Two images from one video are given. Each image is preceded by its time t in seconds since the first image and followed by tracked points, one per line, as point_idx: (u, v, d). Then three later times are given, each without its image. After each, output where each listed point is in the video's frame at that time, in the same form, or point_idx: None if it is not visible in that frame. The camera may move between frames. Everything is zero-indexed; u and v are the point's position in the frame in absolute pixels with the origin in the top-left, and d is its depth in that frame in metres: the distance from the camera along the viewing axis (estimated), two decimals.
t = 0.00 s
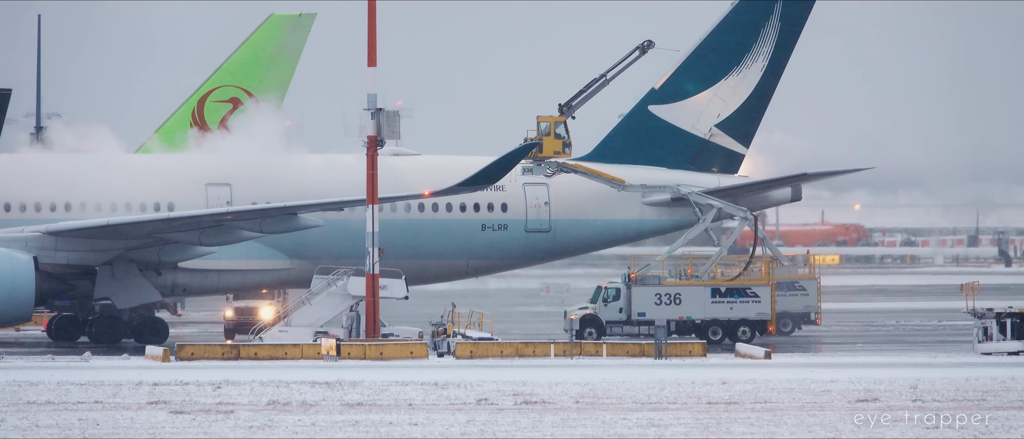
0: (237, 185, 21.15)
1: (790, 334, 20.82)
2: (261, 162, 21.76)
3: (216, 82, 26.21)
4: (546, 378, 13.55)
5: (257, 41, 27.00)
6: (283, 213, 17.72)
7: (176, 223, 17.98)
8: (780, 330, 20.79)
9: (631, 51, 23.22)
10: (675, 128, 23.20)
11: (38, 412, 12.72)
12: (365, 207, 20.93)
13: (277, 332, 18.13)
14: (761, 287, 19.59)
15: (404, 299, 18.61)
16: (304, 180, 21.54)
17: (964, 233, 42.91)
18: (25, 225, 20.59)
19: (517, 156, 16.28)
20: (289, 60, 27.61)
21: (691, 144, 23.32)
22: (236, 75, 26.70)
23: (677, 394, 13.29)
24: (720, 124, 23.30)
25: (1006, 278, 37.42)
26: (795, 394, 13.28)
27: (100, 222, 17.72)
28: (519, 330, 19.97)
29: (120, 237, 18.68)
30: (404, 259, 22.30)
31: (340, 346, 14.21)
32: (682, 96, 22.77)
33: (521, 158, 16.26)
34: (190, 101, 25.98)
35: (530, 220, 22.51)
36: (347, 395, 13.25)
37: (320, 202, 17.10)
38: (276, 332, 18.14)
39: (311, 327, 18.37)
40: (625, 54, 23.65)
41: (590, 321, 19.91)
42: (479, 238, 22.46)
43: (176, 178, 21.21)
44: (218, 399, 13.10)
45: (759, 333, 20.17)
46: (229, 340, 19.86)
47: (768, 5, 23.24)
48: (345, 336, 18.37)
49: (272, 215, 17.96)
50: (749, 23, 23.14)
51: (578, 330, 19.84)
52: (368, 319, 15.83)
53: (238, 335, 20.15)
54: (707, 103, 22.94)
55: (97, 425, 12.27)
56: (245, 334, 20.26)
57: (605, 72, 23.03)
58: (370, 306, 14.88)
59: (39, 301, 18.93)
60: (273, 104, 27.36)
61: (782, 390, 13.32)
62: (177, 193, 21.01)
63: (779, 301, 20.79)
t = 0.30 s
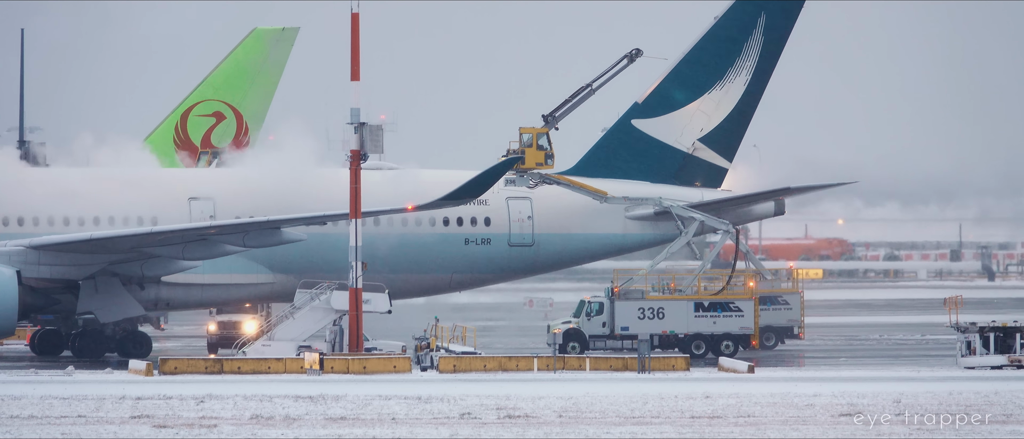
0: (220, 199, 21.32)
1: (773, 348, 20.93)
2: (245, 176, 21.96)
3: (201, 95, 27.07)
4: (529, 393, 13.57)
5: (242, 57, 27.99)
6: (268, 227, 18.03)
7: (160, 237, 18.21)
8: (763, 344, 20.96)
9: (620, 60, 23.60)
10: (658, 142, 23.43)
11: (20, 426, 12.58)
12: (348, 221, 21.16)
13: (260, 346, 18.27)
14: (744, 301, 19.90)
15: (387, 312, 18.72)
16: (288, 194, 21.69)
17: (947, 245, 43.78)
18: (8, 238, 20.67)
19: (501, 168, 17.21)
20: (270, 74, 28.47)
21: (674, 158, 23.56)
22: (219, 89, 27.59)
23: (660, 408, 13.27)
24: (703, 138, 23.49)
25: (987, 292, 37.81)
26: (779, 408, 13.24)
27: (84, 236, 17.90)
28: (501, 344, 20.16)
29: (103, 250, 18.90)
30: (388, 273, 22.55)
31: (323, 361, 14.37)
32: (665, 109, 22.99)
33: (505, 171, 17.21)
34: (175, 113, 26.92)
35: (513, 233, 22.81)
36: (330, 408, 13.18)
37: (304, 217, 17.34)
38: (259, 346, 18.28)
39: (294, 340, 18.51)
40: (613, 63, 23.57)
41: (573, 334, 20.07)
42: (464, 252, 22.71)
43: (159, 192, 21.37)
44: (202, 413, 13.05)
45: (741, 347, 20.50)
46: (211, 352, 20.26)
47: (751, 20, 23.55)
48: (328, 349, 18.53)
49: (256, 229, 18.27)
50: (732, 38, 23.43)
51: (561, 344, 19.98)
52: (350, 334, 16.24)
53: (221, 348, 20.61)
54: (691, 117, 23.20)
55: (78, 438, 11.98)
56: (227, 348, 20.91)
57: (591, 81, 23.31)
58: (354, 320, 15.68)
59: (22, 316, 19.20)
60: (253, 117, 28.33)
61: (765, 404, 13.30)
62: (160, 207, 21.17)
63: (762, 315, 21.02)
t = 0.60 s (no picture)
0: (205, 209, 21.98)
1: (758, 360, 21.49)
2: (231, 186, 22.63)
3: (186, 106, 27.28)
4: (515, 404, 13.61)
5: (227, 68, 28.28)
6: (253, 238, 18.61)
7: (145, 248, 18.79)
8: (750, 355, 21.36)
9: (604, 66, 23.45)
10: (643, 153, 24.09)
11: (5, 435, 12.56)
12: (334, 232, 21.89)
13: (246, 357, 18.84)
14: (729, 312, 20.52)
15: (374, 323, 19.75)
16: (275, 205, 22.38)
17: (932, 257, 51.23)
18: None
19: (484, 180, 18.10)
20: (256, 85, 28.88)
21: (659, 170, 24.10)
22: (206, 99, 27.94)
23: (646, 418, 13.28)
24: (689, 149, 24.10)
25: (981, 304, 38.41)
26: (764, 419, 13.24)
27: (70, 247, 18.46)
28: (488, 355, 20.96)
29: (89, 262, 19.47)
30: (377, 284, 23.21)
31: (308, 372, 14.81)
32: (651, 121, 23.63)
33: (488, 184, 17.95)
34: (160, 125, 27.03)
35: (499, 245, 23.33)
36: (316, 419, 13.16)
37: (290, 227, 18.06)
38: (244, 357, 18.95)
39: (279, 351, 19.41)
40: (600, 68, 23.46)
41: (559, 345, 20.75)
42: (449, 263, 23.17)
43: (144, 203, 21.94)
44: (187, 424, 13.04)
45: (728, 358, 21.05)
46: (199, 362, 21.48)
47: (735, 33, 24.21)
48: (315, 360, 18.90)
49: (241, 241, 18.83)
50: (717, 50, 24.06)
51: (547, 354, 20.62)
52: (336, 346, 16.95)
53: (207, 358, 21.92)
54: (677, 128, 23.94)
55: None
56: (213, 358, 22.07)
57: (579, 87, 23.66)
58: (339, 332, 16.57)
59: (8, 327, 20.01)
60: (239, 128, 28.58)
61: (750, 415, 13.32)
62: (146, 217, 21.75)
63: (749, 326, 21.36)
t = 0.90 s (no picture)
0: (191, 217, 23.27)
1: (745, 365, 22.27)
2: (215, 195, 23.99)
3: (173, 113, 28.17)
4: (501, 411, 13.66)
5: (214, 74, 29.20)
6: (240, 244, 19.74)
7: (131, 254, 19.91)
8: (736, 361, 22.23)
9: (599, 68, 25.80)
10: (630, 158, 25.34)
11: None
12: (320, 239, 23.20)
13: (234, 363, 19.95)
14: (715, 318, 21.21)
15: (360, 330, 20.45)
16: (264, 211, 23.71)
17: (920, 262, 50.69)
18: None
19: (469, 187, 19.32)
20: (241, 91, 29.69)
21: (646, 175, 25.44)
22: (191, 106, 28.70)
23: (632, 424, 13.29)
24: (675, 156, 25.36)
25: (963, 310, 39.18)
26: (750, 426, 13.24)
27: (59, 252, 19.51)
28: (475, 362, 22.01)
29: (76, 268, 20.57)
30: (368, 289, 24.37)
31: (296, 378, 15.73)
32: (637, 127, 24.89)
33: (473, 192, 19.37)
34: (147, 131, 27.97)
35: (485, 251, 24.55)
36: (303, 426, 13.16)
37: (279, 235, 19.10)
38: (232, 363, 19.97)
39: (265, 358, 20.00)
40: (589, 70, 25.74)
41: (545, 352, 21.44)
42: (435, 268, 24.45)
43: (131, 210, 23.27)
44: (174, 430, 13.05)
45: (714, 363, 21.68)
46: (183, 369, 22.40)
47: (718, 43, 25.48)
48: (301, 366, 20.20)
49: (228, 247, 20.01)
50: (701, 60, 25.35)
51: (534, 361, 21.30)
52: (322, 352, 17.76)
53: (194, 364, 22.75)
54: (665, 133, 25.21)
55: None
56: (199, 364, 22.92)
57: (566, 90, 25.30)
58: (327, 337, 17.78)
59: None
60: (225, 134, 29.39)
61: (736, 422, 13.31)
62: (133, 224, 23.06)
63: (735, 332, 22.13)
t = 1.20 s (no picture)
0: (179, 222, 24.19)
1: (733, 369, 22.94)
2: (199, 201, 24.84)
3: (162, 117, 30.30)
4: (487, 415, 13.76)
5: (202, 79, 31.20)
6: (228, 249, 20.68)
7: (119, 260, 20.78)
8: (723, 365, 22.80)
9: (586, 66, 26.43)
10: (616, 163, 26.39)
11: None
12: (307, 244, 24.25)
13: (222, 367, 21.09)
14: (702, 323, 21.82)
15: (347, 333, 21.81)
16: (251, 216, 24.65)
17: (907, 268, 52.67)
18: None
19: (458, 191, 20.44)
20: (228, 96, 31.73)
21: (631, 180, 26.41)
22: (179, 111, 30.84)
23: (620, 429, 13.27)
24: (661, 161, 26.37)
25: (949, 314, 39.77)
26: (737, 430, 13.16)
27: (48, 258, 20.33)
28: (463, 366, 23.29)
29: (65, 273, 21.51)
30: (361, 291, 25.47)
31: (282, 383, 16.60)
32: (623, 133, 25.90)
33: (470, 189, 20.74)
34: (137, 135, 29.90)
35: (472, 256, 25.61)
36: (289, 430, 13.16)
37: (265, 240, 20.17)
38: (220, 368, 21.17)
39: (253, 362, 21.26)
40: (578, 69, 26.35)
41: (532, 357, 21.95)
42: (422, 272, 25.54)
43: (118, 215, 24.22)
44: (161, 434, 13.06)
45: (701, 367, 22.32)
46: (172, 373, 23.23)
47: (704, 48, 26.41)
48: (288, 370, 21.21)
49: (214, 253, 20.93)
50: (687, 64, 26.32)
51: (521, 366, 21.89)
52: (311, 356, 18.86)
53: (182, 370, 23.48)
54: (651, 139, 26.26)
55: None
56: (187, 369, 23.61)
57: (554, 90, 26.26)
58: (314, 343, 18.90)
59: None
60: (211, 136, 31.67)
61: (723, 426, 13.31)
62: (120, 229, 23.96)
63: (722, 337, 22.68)
